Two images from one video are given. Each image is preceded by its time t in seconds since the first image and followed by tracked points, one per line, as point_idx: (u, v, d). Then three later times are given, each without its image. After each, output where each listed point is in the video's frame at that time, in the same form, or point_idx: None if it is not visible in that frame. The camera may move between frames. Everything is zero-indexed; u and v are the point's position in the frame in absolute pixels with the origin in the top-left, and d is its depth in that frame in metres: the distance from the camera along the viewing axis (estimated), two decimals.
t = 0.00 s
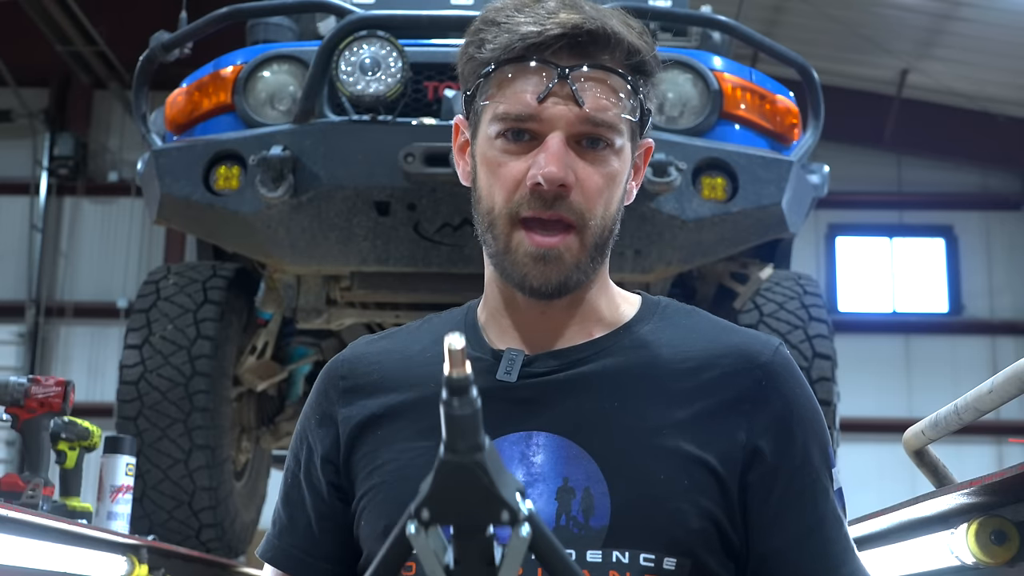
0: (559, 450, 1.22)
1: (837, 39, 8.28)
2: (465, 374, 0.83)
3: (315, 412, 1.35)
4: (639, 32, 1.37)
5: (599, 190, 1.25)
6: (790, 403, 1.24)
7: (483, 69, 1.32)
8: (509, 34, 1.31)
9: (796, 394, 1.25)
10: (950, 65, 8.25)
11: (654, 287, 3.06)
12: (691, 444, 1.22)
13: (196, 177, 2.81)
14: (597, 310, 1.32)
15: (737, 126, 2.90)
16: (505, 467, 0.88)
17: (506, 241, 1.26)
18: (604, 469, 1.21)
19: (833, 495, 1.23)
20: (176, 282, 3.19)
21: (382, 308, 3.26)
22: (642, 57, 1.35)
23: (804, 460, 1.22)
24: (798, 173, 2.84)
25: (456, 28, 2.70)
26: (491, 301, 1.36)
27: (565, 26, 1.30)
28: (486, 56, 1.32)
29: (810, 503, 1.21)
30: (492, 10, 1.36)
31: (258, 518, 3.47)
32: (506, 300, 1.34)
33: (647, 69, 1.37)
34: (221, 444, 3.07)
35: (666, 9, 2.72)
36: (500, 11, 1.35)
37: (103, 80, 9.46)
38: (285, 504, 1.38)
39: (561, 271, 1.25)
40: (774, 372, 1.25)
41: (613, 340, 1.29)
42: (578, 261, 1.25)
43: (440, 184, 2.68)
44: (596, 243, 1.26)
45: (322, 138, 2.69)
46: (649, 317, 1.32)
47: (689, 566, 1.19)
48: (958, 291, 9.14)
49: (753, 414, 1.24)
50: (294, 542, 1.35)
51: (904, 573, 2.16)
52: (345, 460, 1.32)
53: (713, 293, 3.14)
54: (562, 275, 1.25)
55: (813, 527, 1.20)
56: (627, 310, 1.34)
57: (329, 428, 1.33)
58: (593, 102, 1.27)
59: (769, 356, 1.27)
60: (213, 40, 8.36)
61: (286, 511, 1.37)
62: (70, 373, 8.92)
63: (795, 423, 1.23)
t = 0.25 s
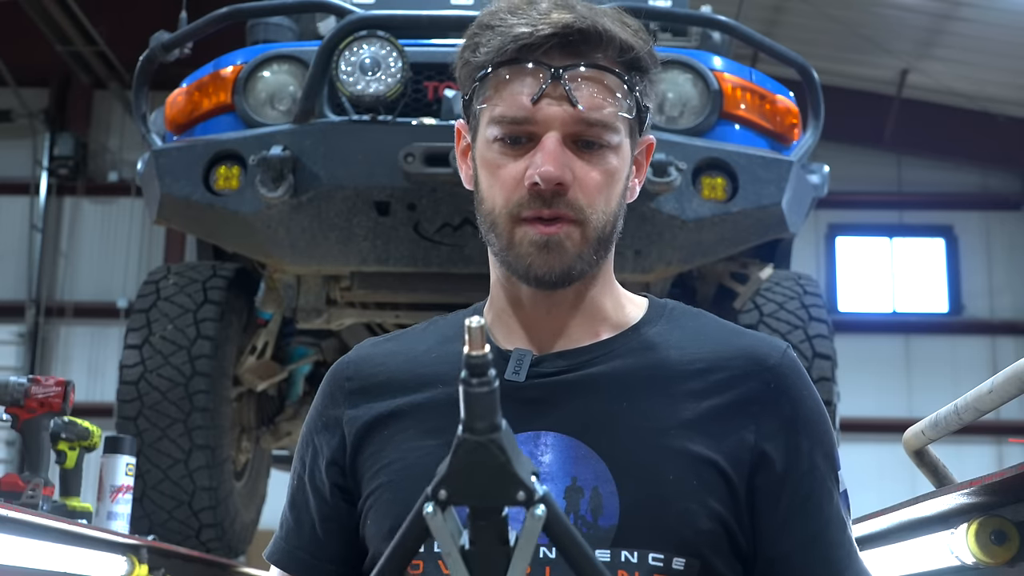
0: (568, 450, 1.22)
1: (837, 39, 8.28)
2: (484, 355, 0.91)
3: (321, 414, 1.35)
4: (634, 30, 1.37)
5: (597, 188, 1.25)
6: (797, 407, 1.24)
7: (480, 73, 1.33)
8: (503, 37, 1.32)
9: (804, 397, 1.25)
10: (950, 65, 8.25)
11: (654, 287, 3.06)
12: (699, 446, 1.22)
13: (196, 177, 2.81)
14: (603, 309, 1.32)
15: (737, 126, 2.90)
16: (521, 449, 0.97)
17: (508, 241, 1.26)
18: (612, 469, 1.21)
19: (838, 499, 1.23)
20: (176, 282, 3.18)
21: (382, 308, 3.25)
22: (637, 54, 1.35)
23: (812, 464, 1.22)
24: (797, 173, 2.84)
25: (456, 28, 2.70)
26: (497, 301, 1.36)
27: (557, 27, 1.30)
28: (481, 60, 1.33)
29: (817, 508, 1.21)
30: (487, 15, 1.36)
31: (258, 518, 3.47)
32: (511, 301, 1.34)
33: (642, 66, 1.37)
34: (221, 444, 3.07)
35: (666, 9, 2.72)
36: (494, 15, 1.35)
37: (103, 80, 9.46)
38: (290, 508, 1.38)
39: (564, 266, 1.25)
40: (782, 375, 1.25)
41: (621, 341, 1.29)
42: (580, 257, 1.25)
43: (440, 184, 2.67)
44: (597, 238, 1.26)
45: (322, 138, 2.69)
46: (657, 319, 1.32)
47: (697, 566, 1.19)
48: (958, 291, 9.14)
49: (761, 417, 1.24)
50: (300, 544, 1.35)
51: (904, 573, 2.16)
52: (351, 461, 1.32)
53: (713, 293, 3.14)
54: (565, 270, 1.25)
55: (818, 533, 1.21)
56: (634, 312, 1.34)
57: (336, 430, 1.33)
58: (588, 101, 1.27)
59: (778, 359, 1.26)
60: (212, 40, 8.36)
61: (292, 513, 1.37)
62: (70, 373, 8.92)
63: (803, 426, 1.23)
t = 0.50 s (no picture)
0: (572, 449, 1.22)
1: (837, 39, 8.28)
2: (496, 313, 0.97)
3: (326, 415, 1.35)
4: (631, 31, 1.37)
5: (595, 187, 1.25)
6: (801, 407, 1.24)
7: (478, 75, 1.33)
8: (500, 39, 1.32)
9: (808, 397, 1.25)
10: (950, 65, 8.25)
11: (654, 287, 3.05)
12: (704, 445, 1.22)
13: (196, 177, 2.81)
14: (605, 311, 1.32)
15: (737, 126, 2.90)
16: (531, 416, 0.99)
17: (508, 242, 1.26)
18: (617, 468, 1.21)
19: (843, 499, 1.23)
20: (176, 283, 3.18)
21: (382, 308, 3.25)
22: (633, 53, 1.35)
23: (816, 465, 1.22)
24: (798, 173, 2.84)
25: (456, 28, 2.70)
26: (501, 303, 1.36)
27: (552, 26, 1.31)
28: (480, 62, 1.33)
29: (821, 507, 1.21)
30: (485, 18, 1.37)
31: (258, 518, 3.47)
32: (514, 302, 1.34)
33: (640, 66, 1.36)
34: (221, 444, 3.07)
35: (666, 9, 2.72)
36: (492, 18, 1.36)
37: (103, 81, 9.46)
38: (295, 510, 1.38)
39: (562, 265, 1.25)
40: (786, 375, 1.25)
41: (624, 341, 1.29)
42: (579, 256, 1.25)
43: (440, 184, 2.67)
44: (596, 237, 1.26)
45: (322, 138, 2.69)
46: (661, 320, 1.32)
47: (702, 565, 1.19)
48: (958, 291, 9.14)
49: (766, 417, 1.24)
50: (304, 545, 1.35)
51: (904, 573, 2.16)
52: (355, 463, 1.31)
53: (713, 293, 3.14)
54: (563, 269, 1.25)
55: (822, 533, 1.21)
56: (637, 314, 1.34)
57: (341, 432, 1.33)
58: (584, 101, 1.27)
59: (781, 359, 1.26)
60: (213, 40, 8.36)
61: (296, 516, 1.37)
62: (70, 374, 8.92)
63: (806, 426, 1.23)
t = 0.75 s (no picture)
0: (574, 451, 1.22)
1: (837, 39, 8.28)
2: (491, 334, 0.96)
3: (329, 418, 1.35)
4: (629, 30, 1.37)
5: (593, 185, 1.25)
6: (804, 409, 1.24)
7: (477, 76, 1.33)
8: (497, 39, 1.33)
9: (810, 399, 1.25)
10: (950, 65, 8.25)
11: (654, 287, 3.06)
12: (705, 447, 1.22)
13: (196, 177, 2.81)
14: (606, 311, 1.32)
15: (737, 126, 2.90)
16: (528, 431, 1.00)
17: (506, 240, 1.26)
18: (619, 469, 1.21)
19: (845, 501, 1.23)
20: (176, 282, 3.18)
21: (381, 308, 3.25)
22: (631, 52, 1.35)
23: (817, 466, 1.22)
24: (798, 173, 2.84)
25: (456, 28, 2.70)
26: (502, 305, 1.36)
27: (548, 24, 1.31)
28: (478, 62, 1.34)
29: (823, 508, 1.21)
30: (485, 20, 1.37)
31: (258, 518, 3.47)
32: (515, 303, 1.34)
33: (638, 64, 1.36)
34: (221, 444, 3.07)
35: (666, 9, 2.72)
36: (490, 19, 1.36)
37: (103, 80, 9.46)
38: (299, 513, 1.38)
39: (560, 263, 1.25)
40: (788, 377, 1.25)
41: (627, 343, 1.29)
42: (577, 254, 1.25)
43: (440, 184, 2.67)
44: (594, 234, 1.25)
45: (322, 138, 2.69)
46: (664, 323, 1.32)
47: (704, 566, 1.19)
48: (958, 291, 9.14)
49: (768, 418, 1.24)
50: (307, 548, 1.35)
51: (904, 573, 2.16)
52: (357, 467, 1.31)
53: (713, 293, 3.15)
54: (561, 267, 1.25)
55: (823, 534, 1.20)
56: (639, 315, 1.34)
57: (343, 434, 1.33)
58: (581, 98, 1.27)
59: (783, 361, 1.26)
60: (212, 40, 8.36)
61: (300, 519, 1.37)
62: (70, 374, 8.92)
63: (808, 427, 1.23)
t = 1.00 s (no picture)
0: (573, 451, 1.21)
1: (837, 39, 8.28)
2: (485, 317, 0.96)
3: (330, 418, 1.35)
4: (623, 30, 1.37)
5: (588, 185, 1.25)
6: (804, 407, 1.24)
7: (472, 79, 1.34)
8: (490, 42, 1.33)
9: (809, 397, 1.25)
10: (950, 65, 8.25)
11: (654, 288, 3.06)
12: (703, 446, 1.22)
13: (195, 177, 2.81)
14: (605, 312, 1.32)
15: (737, 126, 2.90)
16: (522, 416, 1.00)
17: (502, 241, 1.26)
18: (617, 469, 1.20)
19: (847, 500, 1.22)
20: (176, 282, 3.18)
21: (382, 308, 3.25)
22: (626, 52, 1.35)
23: (817, 465, 1.22)
24: (798, 173, 2.84)
25: (456, 28, 2.70)
26: (502, 306, 1.36)
27: (540, 26, 1.31)
28: (472, 66, 1.34)
29: (823, 507, 1.21)
30: (478, 24, 1.38)
31: (259, 518, 3.47)
32: (514, 305, 1.34)
33: (633, 65, 1.36)
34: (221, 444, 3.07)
35: (666, 9, 2.72)
36: (484, 23, 1.37)
37: (103, 80, 9.46)
38: (299, 512, 1.38)
39: (557, 262, 1.25)
40: (787, 375, 1.25)
41: (625, 343, 1.29)
42: (574, 253, 1.25)
43: (440, 184, 2.67)
44: (590, 234, 1.25)
45: (322, 138, 2.69)
46: (663, 323, 1.32)
47: (703, 566, 1.19)
48: (958, 291, 9.14)
49: (767, 417, 1.24)
50: (308, 548, 1.35)
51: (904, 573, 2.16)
52: (359, 467, 1.31)
53: (713, 293, 3.15)
54: (558, 266, 1.25)
55: (824, 532, 1.20)
56: (639, 316, 1.34)
57: (345, 434, 1.33)
58: (575, 99, 1.27)
59: (783, 360, 1.26)
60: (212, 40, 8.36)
61: (300, 519, 1.37)
62: (70, 373, 8.92)
63: (808, 425, 1.23)
